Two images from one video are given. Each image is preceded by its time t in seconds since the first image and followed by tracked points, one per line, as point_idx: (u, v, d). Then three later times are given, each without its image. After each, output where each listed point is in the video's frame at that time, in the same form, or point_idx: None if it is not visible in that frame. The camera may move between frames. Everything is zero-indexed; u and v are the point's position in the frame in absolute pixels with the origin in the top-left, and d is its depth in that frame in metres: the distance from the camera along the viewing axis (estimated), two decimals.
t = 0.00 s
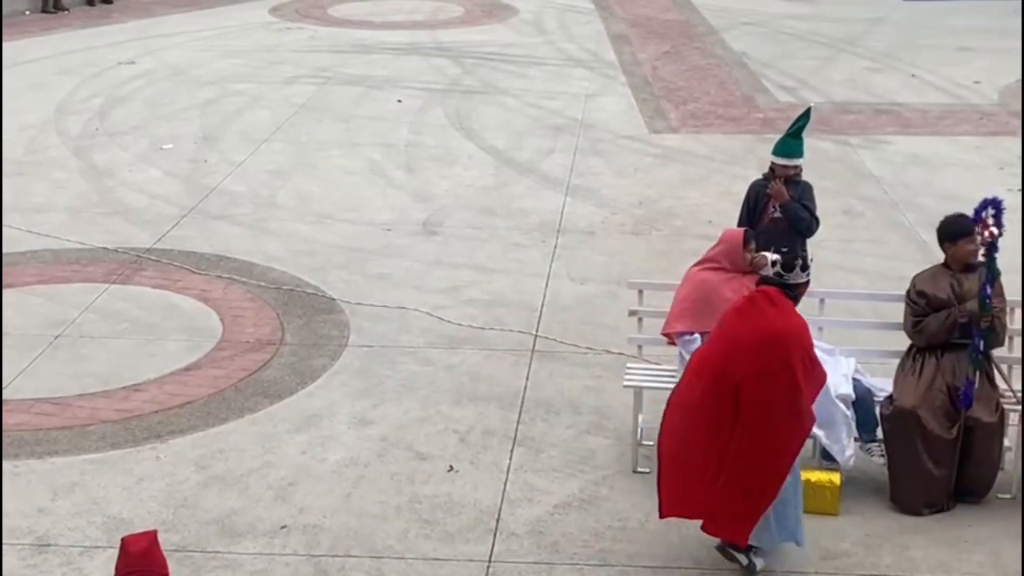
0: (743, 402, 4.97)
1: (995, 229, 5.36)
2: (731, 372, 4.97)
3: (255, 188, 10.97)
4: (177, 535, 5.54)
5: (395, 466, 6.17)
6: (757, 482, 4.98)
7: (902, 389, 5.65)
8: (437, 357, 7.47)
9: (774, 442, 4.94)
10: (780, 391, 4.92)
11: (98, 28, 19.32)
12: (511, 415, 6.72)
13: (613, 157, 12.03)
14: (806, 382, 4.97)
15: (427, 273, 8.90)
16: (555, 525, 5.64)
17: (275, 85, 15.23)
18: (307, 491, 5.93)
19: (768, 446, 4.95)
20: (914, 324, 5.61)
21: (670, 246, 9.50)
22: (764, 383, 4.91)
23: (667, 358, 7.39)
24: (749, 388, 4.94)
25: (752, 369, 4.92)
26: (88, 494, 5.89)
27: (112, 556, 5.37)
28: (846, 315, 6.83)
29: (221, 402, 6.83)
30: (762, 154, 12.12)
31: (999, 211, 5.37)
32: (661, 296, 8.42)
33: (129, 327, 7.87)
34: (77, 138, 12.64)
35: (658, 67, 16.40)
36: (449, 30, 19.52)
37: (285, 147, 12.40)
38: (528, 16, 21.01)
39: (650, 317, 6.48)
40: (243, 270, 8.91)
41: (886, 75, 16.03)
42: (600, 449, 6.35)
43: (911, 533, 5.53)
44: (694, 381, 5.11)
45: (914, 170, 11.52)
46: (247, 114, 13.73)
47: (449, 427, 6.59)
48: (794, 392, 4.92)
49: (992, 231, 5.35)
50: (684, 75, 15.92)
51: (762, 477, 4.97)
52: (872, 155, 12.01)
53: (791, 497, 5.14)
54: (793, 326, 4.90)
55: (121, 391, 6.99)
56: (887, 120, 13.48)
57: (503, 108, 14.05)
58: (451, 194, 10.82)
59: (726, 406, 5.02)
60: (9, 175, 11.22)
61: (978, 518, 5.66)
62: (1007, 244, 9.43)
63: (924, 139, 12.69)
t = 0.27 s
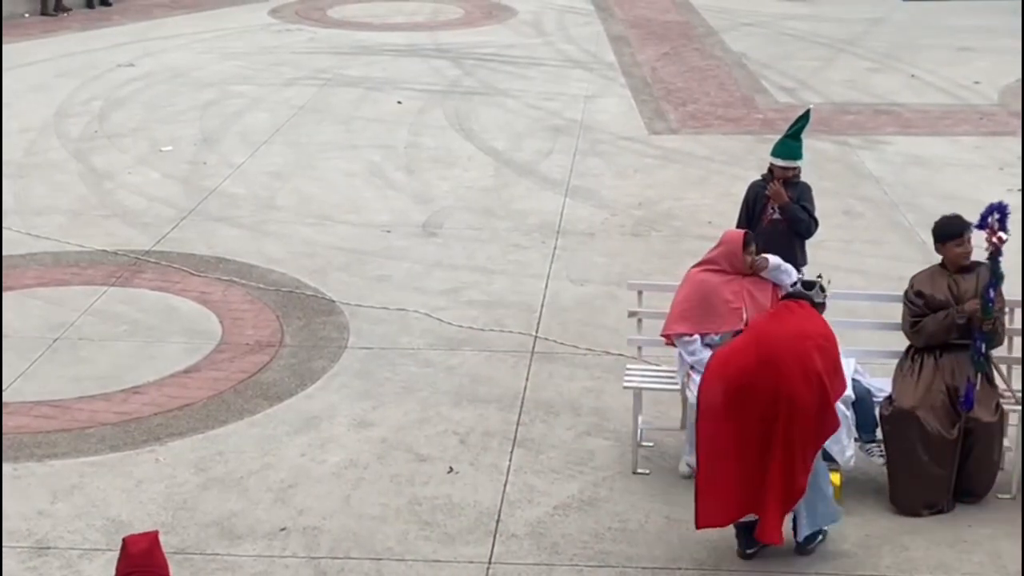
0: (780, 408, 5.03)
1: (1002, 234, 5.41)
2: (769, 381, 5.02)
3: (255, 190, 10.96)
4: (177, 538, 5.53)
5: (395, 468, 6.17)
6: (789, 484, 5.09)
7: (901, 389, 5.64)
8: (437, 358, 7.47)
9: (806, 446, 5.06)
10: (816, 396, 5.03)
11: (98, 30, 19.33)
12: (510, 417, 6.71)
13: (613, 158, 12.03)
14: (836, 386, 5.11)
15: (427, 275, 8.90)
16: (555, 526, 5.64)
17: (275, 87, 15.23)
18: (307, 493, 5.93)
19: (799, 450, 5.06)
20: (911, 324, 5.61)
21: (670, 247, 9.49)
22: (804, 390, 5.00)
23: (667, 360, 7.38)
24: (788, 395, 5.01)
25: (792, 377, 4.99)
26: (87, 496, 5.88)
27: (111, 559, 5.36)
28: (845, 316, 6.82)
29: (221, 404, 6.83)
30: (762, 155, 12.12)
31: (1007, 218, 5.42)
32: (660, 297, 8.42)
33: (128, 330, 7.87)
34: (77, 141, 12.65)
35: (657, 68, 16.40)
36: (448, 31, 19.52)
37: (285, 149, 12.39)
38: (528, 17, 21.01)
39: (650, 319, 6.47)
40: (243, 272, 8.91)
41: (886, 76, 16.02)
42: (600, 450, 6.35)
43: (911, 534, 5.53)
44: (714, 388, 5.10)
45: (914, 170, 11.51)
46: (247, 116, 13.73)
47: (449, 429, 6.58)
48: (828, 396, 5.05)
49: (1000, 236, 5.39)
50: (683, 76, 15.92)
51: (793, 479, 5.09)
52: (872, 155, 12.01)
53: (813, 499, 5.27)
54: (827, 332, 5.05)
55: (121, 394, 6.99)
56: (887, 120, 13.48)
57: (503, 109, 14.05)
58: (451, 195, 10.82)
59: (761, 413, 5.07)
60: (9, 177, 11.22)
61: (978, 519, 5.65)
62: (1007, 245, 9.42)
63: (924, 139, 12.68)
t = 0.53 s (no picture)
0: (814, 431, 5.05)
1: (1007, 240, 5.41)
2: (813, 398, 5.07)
3: (252, 193, 10.96)
4: (174, 541, 5.53)
5: (393, 470, 6.16)
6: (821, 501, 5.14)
7: (899, 391, 5.64)
8: (435, 361, 7.47)
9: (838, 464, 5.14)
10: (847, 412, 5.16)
11: (95, 34, 19.32)
12: (508, 419, 6.71)
13: (611, 160, 12.03)
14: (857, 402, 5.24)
15: (424, 277, 8.90)
16: (553, 528, 5.63)
17: (272, 90, 15.23)
18: (305, 496, 5.92)
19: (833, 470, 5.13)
20: (907, 326, 5.67)
21: (668, 249, 9.49)
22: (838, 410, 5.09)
23: (665, 361, 7.38)
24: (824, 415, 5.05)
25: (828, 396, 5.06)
26: (85, 499, 5.88)
27: (108, 562, 5.36)
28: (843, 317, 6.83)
29: (218, 407, 6.83)
30: (759, 157, 12.12)
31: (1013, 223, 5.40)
32: (658, 298, 8.42)
33: (126, 333, 7.86)
34: (74, 144, 12.64)
35: (655, 70, 16.41)
36: (445, 34, 19.52)
37: (282, 151, 12.39)
38: (525, 19, 21.01)
39: (647, 321, 6.47)
40: (240, 275, 8.90)
41: (883, 77, 16.03)
42: (598, 452, 6.35)
43: (909, 535, 5.53)
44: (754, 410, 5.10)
45: (912, 171, 11.52)
46: (245, 119, 13.73)
47: (447, 431, 6.58)
48: (854, 413, 5.19)
49: (1005, 243, 5.38)
50: (681, 78, 15.92)
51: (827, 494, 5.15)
52: (870, 157, 12.01)
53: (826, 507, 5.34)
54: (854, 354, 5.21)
55: (118, 397, 6.98)
56: (884, 122, 13.48)
57: (500, 112, 14.05)
58: (448, 198, 10.81)
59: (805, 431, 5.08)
60: (6, 180, 11.21)
61: (977, 519, 5.65)
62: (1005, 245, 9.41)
63: (921, 140, 12.69)
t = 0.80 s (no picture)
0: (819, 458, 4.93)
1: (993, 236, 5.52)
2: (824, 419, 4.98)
3: (248, 196, 10.96)
4: (171, 544, 5.53)
5: (389, 473, 6.16)
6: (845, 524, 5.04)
7: (894, 393, 5.67)
8: (431, 363, 7.47)
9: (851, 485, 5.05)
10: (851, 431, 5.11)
11: (90, 37, 19.32)
12: (505, 421, 6.71)
13: (607, 162, 12.03)
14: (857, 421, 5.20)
15: (420, 280, 8.90)
16: (550, 530, 5.63)
17: (268, 92, 15.24)
18: (302, 499, 5.92)
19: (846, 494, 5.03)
20: (902, 330, 5.73)
21: (664, 250, 9.50)
22: (838, 432, 5.03)
23: (661, 363, 7.39)
24: (826, 441, 4.94)
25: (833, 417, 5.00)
26: (81, 503, 5.88)
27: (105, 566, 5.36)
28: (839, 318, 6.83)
29: (215, 410, 6.82)
30: (755, 158, 12.14)
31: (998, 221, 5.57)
32: (654, 300, 8.42)
33: (122, 336, 7.86)
34: (69, 147, 12.64)
35: (650, 72, 16.42)
36: (441, 36, 19.54)
37: (278, 154, 12.40)
38: (521, 21, 21.03)
39: (643, 322, 6.47)
40: (236, 277, 8.90)
41: (879, 78, 16.05)
42: (594, 454, 6.35)
43: (906, 535, 5.53)
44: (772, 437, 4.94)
45: (907, 172, 11.53)
46: (240, 121, 13.74)
47: (444, 434, 6.58)
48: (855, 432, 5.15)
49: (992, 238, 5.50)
50: (677, 79, 15.94)
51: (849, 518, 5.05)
52: (865, 158, 12.02)
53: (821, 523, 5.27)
54: (843, 372, 5.14)
55: (114, 400, 6.98)
56: (879, 123, 13.50)
57: (496, 114, 14.05)
58: (444, 200, 10.82)
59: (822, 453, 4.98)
60: (2, 183, 11.21)
61: (973, 520, 5.66)
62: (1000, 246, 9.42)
63: (916, 141, 12.70)
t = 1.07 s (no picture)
0: (819, 487, 4.83)
1: (977, 234, 5.58)
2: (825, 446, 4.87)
3: (242, 198, 10.96)
4: (165, 547, 5.52)
5: (384, 475, 6.16)
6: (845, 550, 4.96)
7: (888, 393, 5.69)
8: (425, 365, 7.47)
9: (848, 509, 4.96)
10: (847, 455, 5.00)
11: (83, 39, 19.31)
12: (499, 423, 6.71)
13: (600, 163, 12.04)
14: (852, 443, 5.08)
15: (414, 282, 8.90)
16: (544, 532, 5.64)
17: (262, 95, 15.23)
18: (296, 501, 5.92)
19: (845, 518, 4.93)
20: (895, 332, 5.76)
21: (657, 252, 9.51)
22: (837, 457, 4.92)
23: (655, 364, 7.39)
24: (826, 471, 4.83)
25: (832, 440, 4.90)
26: (74, 505, 5.87)
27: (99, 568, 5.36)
28: (832, 319, 6.85)
29: (209, 413, 6.82)
30: (748, 159, 12.16)
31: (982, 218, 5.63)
32: (648, 301, 8.43)
33: (115, 338, 7.85)
34: (63, 149, 12.63)
35: (644, 74, 16.44)
36: (434, 38, 19.55)
37: (272, 156, 12.39)
38: (514, 23, 21.04)
39: (636, 324, 6.47)
40: (230, 280, 8.90)
41: (872, 80, 16.08)
42: (589, 455, 6.35)
43: (900, 536, 5.54)
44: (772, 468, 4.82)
45: (900, 173, 11.55)
46: (234, 124, 13.73)
47: (438, 435, 6.58)
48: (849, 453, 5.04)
49: (975, 236, 5.55)
50: (670, 81, 15.96)
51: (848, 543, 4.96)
52: (858, 159, 12.05)
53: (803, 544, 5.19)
54: (836, 390, 4.99)
55: (108, 403, 6.97)
56: (872, 124, 13.53)
57: (489, 116, 14.06)
58: (438, 202, 10.82)
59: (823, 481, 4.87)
60: None
61: (967, 521, 5.67)
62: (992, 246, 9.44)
63: (909, 143, 12.73)
